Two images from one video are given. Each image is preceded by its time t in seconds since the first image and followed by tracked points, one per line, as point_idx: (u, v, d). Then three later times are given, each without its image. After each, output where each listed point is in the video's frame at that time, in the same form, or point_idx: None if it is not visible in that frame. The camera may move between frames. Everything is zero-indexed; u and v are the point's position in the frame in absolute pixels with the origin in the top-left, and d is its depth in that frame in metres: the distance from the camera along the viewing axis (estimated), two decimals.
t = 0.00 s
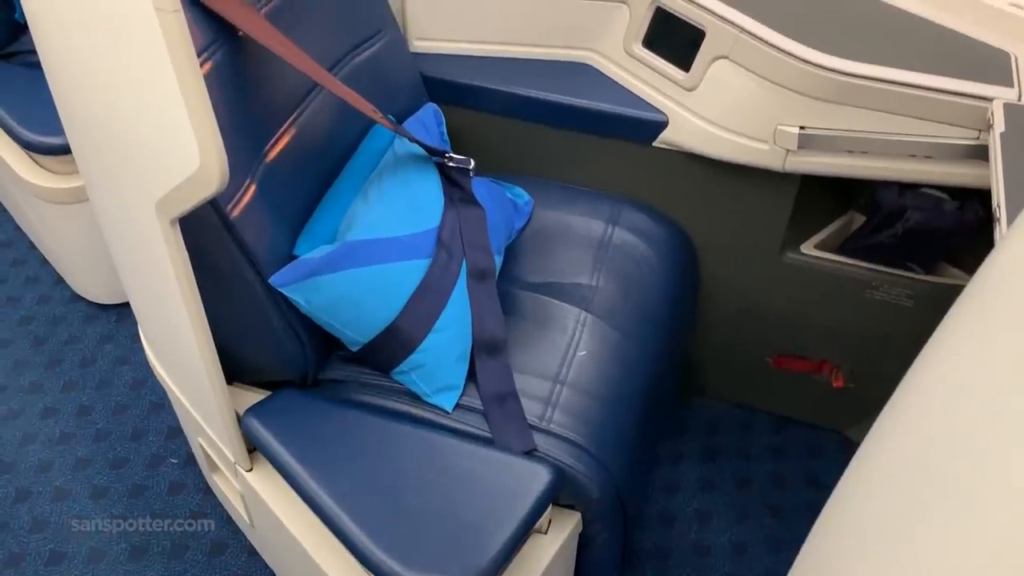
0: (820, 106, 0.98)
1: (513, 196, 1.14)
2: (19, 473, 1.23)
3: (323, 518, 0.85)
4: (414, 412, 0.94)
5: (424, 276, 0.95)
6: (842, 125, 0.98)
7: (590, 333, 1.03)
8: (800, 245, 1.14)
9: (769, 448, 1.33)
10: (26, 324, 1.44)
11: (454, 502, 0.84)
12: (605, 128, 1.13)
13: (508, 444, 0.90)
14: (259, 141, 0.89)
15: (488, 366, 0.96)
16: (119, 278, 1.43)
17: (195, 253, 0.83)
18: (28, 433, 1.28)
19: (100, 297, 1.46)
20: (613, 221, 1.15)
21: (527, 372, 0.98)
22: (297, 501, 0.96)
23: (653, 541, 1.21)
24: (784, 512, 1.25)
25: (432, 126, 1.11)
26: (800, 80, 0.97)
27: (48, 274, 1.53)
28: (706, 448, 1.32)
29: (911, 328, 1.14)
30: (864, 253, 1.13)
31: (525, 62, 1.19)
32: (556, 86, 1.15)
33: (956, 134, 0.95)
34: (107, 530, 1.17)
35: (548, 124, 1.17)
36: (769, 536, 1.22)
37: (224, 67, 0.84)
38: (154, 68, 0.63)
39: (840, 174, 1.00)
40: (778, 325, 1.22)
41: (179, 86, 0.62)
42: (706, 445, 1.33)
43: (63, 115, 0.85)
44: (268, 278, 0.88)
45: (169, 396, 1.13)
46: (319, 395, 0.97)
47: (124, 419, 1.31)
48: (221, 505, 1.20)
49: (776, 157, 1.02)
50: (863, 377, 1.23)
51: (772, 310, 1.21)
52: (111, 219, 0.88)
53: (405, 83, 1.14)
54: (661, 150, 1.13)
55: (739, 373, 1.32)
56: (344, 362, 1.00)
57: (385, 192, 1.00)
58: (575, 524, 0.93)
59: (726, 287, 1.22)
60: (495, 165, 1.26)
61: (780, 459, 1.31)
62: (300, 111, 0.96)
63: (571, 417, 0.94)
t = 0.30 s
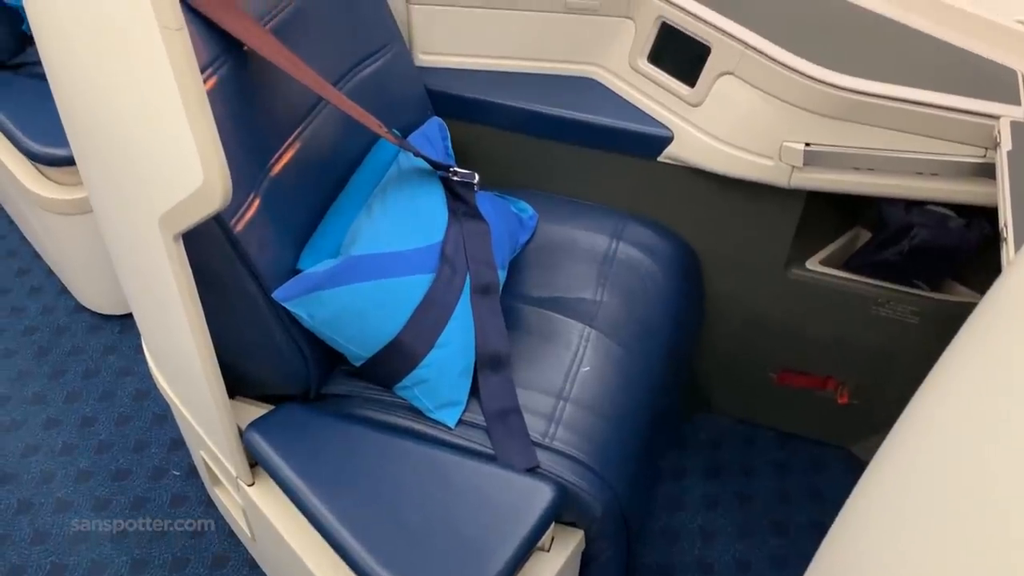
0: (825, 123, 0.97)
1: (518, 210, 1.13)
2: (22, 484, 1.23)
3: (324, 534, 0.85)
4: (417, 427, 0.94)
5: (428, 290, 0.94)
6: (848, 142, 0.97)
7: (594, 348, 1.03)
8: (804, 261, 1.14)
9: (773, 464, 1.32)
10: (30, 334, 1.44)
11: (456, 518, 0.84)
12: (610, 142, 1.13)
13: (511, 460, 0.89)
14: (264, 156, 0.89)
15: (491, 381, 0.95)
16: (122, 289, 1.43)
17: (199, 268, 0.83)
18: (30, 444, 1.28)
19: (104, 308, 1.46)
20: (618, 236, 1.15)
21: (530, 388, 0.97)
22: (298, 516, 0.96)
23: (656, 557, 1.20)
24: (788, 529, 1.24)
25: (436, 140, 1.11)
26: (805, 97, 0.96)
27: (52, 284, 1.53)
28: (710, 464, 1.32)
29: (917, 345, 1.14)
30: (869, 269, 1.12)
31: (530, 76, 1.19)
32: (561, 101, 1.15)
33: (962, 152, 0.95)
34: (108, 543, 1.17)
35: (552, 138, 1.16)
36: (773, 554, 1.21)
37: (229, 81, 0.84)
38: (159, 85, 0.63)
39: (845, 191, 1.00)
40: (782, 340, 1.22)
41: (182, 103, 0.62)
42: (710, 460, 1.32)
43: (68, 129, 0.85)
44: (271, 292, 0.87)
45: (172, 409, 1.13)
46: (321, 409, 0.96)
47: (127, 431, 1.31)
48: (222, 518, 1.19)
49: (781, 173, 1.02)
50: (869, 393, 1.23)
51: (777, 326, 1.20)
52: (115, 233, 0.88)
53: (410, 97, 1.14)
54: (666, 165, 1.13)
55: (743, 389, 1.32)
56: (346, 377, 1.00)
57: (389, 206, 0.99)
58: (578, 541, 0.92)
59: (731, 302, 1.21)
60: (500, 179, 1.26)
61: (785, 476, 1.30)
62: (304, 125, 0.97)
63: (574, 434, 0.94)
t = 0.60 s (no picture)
0: (831, 137, 0.97)
1: (522, 222, 1.12)
2: (24, 494, 1.23)
3: (324, 547, 0.85)
4: (419, 441, 0.93)
5: (431, 303, 0.94)
6: (853, 157, 0.97)
7: (598, 362, 1.02)
8: (810, 275, 1.13)
9: (777, 479, 1.31)
10: (34, 342, 1.44)
11: (457, 532, 0.84)
12: (615, 155, 1.13)
13: (513, 475, 0.89)
14: (268, 168, 0.89)
15: (494, 395, 0.95)
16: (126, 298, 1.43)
17: (202, 280, 0.83)
18: (33, 454, 1.28)
19: (108, 316, 1.46)
20: (622, 249, 1.15)
21: (533, 402, 0.97)
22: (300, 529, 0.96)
23: (660, 572, 1.19)
24: (793, 545, 1.23)
25: (441, 152, 1.11)
26: (811, 111, 0.96)
27: (56, 292, 1.54)
28: (714, 478, 1.31)
29: (923, 360, 1.13)
30: (875, 284, 1.12)
31: (535, 88, 1.19)
32: (566, 113, 1.15)
33: (969, 168, 0.95)
34: (109, 554, 1.17)
35: (557, 150, 1.16)
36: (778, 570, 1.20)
37: (233, 94, 0.84)
38: (163, 100, 0.63)
39: (851, 205, 1.00)
40: (787, 354, 1.21)
41: (185, 118, 0.62)
42: (714, 475, 1.31)
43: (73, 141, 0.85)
44: (273, 304, 0.87)
45: (175, 420, 1.13)
46: (323, 421, 0.96)
47: (129, 440, 1.31)
48: (224, 529, 1.19)
49: (787, 187, 1.01)
50: (874, 409, 1.22)
51: (782, 340, 1.20)
52: (118, 244, 0.88)
53: (415, 109, 1.14)
54: (671, 178, 1.12)
55: (748, 403, 1.31)
56: (349, 389, 0.99)
57: (393, 218, 0.99)
58: (581, 557, 0.91)
59: (736, 316, 1.21)
60: (504, 191, 1.26)
61: (789, 491, 1.30)
62: (309, 137, 0.97)
63: (578, 449, 0.93)
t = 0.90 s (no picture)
0: (838, 152, 0.96)
1: (526, 234, 1.13)
2: (26, 503, 1.23)
3: (325, 561, 0.84)
4: (422, 454, 0.93)
5: (435, 315, 0.93)
6: (860, 171, 0.96)
7: (601, 376, 1.02)
8: (816, 289, 1.13)
9: (782, 493, 1.30)
10: (37, 350, 1.44)
11: (458, 548, 0.83)
12: (620, 167, 1.12)
13: (516, 490, 0.88)
14: (272, 180, 0.89)
15: (498, 409, 0.94)
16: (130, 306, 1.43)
17: (206, 291, 0.83)
18: (35, 463, 1.28)
19: (112, 324, 1.46)
20: (627, 261, 1.14)
21: (537, 416, 0.96)
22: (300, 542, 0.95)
23: None
24: (798, 561, 1.22)
25: (446, 164, 1.11)
26: (817, 125, 0.95)
27: (61, 300, 1.54)
28: (719, 492, 1.30)
29: (930, 375, 1.12)
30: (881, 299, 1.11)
31: (540, 100, 1.19)
32: (571, 125, 1.14)
33: (976, 184, 0.94)
34: (111, 563, 1.16)
35: (562, 162, 1.16)
36: None
37: (238, 106, 0.84)
38: (166, 114, 0.63)
39: (857, 220, 0.99)
40: (794, 368, 1.20)
41: (189, 132, 0.62)
42: (719, 489, 1.30)
43: (78, 154, 0.85)
44: (277, 316, 0.86)
45: (177, 431, 1.12)
46: (326, 434, 0.96)
47: (132, 449, 1.30)
48: (226, 540, 1.18)
49: (793, 202, 1.01)
50: (880, 424, 1.21)
51: (789, 355, 1.19)
52: (122, 255, 0.88)
53: (421, 120, 1.14)
54: (676, 192, 1.12)
55: (753, 417, 1.30)
56: (352, 401, 0.99)
57: (397, 230, 0.99)
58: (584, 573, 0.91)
59: (742, 330, 1.20)
60: (509, 202, 1.25)
61: (795, 506, 1.29)
62: (314, 149, 0.97)
63: (581, 464, 0.92)
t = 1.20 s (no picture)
0: (844, 166, 0.96)
1: (531, 246, 1.12)
2: (28, 511, 1.23)
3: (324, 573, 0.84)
4: (425, 467, 0.93)
5: (438, 327, 0.93)
6: (867, 186, 0.96)
7: (605, 389, 1.01)
8: (822, 303, 1.12)
9: (787, 507, 1.29)
10: (42, 357, 1.45)
11: (459, 562, 0.82)
12: (625, 179, 1.12)
13: (519, 505, 0.88)
14: (277, 192, 0.89)
15: (501, 422, 0.94)
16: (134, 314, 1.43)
17: (209, 302, 0.83)
18: (37, 471, 1.28)
19: (117, 333, 1.46)
20: (632, 273, 1.14)
21: (540, 429, 0.96)
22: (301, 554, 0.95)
23: None
24: None
25: (451, 175, 1.10)
26: (823, 138, 0.95)
27: (65, 307, 1.54)
28: (723, 507, 1.29)
29: (937, 390, 1.11)
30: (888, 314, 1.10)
31: (546, 112, 1.19)
32: (576, 137, 1.14)
33: (984, 200, 0.93)
34: (112, 573, 1.16)
35: (567, 174, 1.16)
36: None
37: (243, 117, 0.84)
38: (169, 126, 0.63)
39: (864, 234, 0.99)
40: (800, 383, 1.19)
41: (193, 146, 0.62)
42: (723, 503, 1.30)
43: (83, 165, 0.85)
44: (281, 328, 0.86)
45: (180, 441, 1.12)
46: (328, 445, 0.95)
47: (135, 458, 1.30)
48: (227, 550, 1.18)
49: (799, 216, 1.01)
50: (887, 439, 1.20)
51: (795, 369, 1.18)
52: (125, 266, 0.88)
53: (426, 131, 1.14)
54: (682, 204, 1.12)
55: (758, 430, 1.29)
56: (355, 413, 0.99)
57: (401, 241, 0.99)
58: None
59: (747, 344, 1.20)
60: (514, 213, 1.25)
61: (800, 521, 1.28)
62: (318, 160, 0.97)
63: (584, 478, 0.92)
